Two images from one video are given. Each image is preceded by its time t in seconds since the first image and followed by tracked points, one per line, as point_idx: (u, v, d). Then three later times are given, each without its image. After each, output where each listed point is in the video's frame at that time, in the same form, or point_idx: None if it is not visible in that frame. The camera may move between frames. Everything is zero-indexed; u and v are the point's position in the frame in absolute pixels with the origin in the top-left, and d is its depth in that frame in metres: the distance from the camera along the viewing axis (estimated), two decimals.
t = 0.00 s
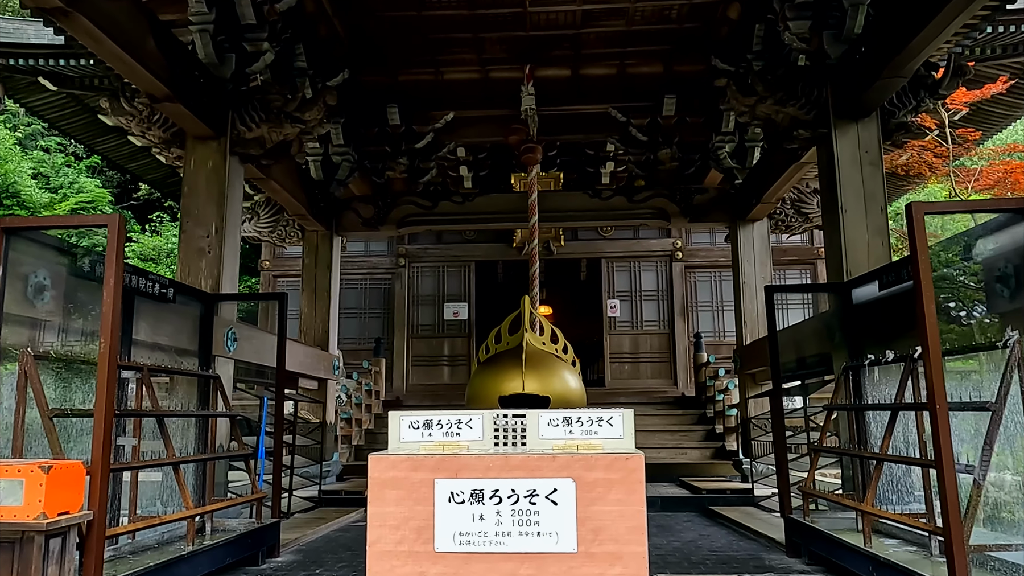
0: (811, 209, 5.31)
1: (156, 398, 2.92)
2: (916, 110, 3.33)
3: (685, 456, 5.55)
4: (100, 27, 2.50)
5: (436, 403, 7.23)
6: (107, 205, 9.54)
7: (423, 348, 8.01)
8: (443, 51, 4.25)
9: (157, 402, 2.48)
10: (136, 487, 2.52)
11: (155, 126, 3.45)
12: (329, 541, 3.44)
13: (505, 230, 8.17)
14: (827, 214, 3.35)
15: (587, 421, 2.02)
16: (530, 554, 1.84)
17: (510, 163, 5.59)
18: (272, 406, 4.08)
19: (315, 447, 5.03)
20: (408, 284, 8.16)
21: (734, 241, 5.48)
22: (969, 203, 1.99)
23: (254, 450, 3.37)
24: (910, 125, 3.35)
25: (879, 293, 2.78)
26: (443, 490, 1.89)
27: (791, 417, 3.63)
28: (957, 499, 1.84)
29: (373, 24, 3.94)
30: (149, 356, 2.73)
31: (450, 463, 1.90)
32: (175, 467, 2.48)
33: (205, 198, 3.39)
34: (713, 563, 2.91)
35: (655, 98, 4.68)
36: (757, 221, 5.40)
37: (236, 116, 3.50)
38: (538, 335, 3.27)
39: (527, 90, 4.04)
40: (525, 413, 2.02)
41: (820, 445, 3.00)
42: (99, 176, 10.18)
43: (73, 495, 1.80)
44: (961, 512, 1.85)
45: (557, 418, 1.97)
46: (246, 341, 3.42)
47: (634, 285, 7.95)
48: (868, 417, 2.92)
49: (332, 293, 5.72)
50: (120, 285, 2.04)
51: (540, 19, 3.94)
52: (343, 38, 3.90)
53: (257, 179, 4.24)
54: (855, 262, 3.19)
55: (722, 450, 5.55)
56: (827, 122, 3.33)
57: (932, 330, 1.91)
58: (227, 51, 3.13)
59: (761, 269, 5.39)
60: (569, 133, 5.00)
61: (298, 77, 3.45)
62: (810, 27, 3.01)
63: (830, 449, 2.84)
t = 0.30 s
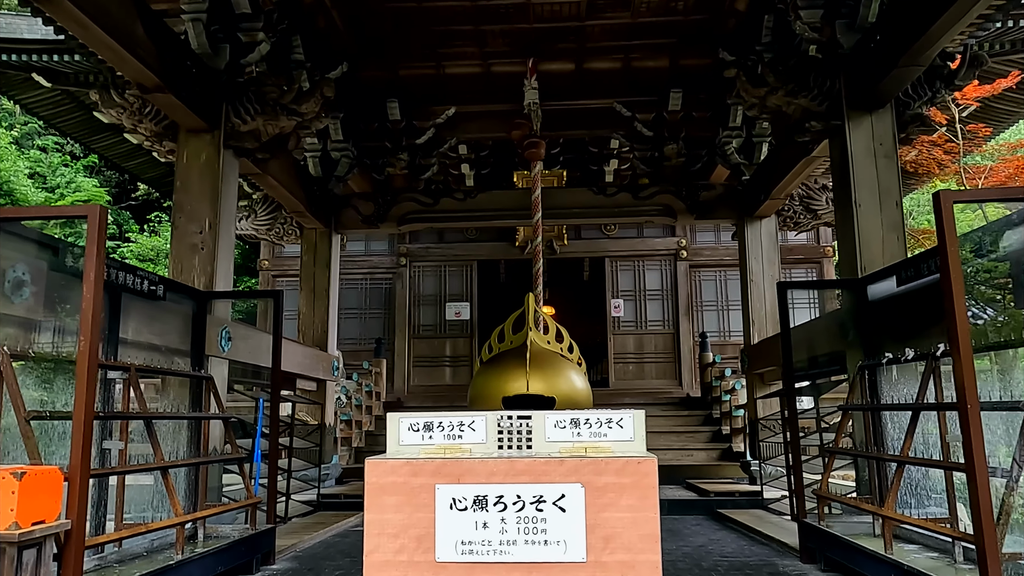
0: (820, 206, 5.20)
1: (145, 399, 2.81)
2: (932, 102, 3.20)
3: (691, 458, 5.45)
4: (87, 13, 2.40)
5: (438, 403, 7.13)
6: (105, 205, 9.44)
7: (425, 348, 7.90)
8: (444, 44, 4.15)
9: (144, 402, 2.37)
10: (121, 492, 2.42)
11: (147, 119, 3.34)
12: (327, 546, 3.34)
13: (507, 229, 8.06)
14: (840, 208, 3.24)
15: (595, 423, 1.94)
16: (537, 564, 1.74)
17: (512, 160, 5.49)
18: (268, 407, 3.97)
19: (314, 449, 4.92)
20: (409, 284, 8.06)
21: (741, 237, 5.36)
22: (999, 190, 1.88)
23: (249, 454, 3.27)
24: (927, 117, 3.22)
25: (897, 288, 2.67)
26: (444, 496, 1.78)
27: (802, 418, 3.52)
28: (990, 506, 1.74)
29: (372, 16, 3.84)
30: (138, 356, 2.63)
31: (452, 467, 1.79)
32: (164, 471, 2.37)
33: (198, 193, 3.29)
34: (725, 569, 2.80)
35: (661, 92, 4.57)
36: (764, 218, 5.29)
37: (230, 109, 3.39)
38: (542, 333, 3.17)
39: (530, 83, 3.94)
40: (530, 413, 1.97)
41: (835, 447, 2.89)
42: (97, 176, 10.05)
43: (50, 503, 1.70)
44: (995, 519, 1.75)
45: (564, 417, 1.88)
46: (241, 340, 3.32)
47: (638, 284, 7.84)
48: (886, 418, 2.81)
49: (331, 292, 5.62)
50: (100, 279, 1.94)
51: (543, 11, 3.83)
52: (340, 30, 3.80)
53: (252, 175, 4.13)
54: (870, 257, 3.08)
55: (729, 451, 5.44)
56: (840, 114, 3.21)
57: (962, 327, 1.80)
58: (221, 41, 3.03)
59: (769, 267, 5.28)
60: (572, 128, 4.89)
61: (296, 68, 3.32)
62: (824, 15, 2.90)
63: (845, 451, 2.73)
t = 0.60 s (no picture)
0: (828, 203, 5.12)
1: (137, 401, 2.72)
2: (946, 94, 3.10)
3: (696, 459, 5.36)
4: None
5: (438, 404, 7.05)
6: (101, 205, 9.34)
7: (425, 349, 7.81)
8: (445, 38, 4.06)
9: (134, 404, 2.27)
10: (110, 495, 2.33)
11: (139, 111, 3.24)
12: (325, 551, 3.24)
13: (508, 228, 7.98)
14: (852, 203, 3.16)
15: (605, 424, 1.91)
16: (546, 572, 1.65)
17: (514, 157, 5.40)
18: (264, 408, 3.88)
19: (312, 451, 4.83)
20: (409, 284, 7.97)
21: (747, 235, 5.28)
22: None
23: (244, 456, 3.17)
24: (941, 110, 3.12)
25: (915, 284, 2.58)
26: (448, 500, 1.69)
27: (811, 419, 3.43)
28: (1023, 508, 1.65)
29: (371, 8, 3.75)
30: (127, 356, 2.53)
31: (456, 470, 1.70)
32: (154, 474, 2.28)
33: (192, 188, 3.20)
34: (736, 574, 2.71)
35: (666, 87, 4.48)
36: (771, 216, 5.19)
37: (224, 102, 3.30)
38: (548, 333, 3.09)
39: (532, 78, 3.84)
40: (537, 415, 1.95)
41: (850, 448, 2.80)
42: (93, 176, 9.95)
43: (30, 509, 1.62)
44: None
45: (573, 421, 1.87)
46: (237, 339, 3.23)
47: (640, 284, 7.75)
48: (902, 418, 2.72)
49: (329, 291, 5.53)
50: (84, 273, 1.86)
51: (546, 4, 3.73)
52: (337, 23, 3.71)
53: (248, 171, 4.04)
54: (884, 252, 2.99)
55: (734, 453, 5.36)
56: (853, 106, 3.12)
57: (994, 324, 1.72)
58: (215, 31, 2.94)
59: (776, 266, 5.18)
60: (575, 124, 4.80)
61: (292, 61, 3.26)
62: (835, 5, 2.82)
63: (860, 453, 2.64)
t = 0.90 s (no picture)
0: (833, 201, 5.05)
1: (129, 400, 2.63)
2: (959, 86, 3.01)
3: (699, 461, 5.28)
4: None
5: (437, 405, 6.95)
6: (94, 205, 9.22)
7: (422, 350, 7.73)
8: (444, 32, 3.98)
9: (125, 402, 2.18)
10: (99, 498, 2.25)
11: (130, 103, 3.14)
12: (321, 556, 3.15)
13: (506, 228, 7.90)
14: (864, 199, 3.09)
15: (617, 423, 1.83)
16: None
17: (513, 154, 5.32)
18: (260, 409, 3.78)
19: (309, 453, 4.72)
20: (407, 284, 7.88)
21: (751, 234, 5.21)
22: None
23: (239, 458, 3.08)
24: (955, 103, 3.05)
25: (932, 280, 2.51)
26: (454, 504, 1.61)
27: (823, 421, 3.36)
28: None
29: None
30: (120, 355, 2.45)
31: (464, 471, 1.62)
32: (145, 476, 2.18)
33: (185, 182, 3.11)
34: None
35: (669, 83, 4.41)
36: (776, 214, 5.14)
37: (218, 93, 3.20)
38: (552, 331, 3.01)
39: (533, 72, 3.76)
40: (546, 414, 1.87)
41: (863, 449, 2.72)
42: (86, 176, 9.82)
43: (13, 513, 1.53)
44: None
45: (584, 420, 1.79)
46: (232, 338, 3.14)
47: (640, 284, 7.68)
48: (918, 418, 2.65)
49: (326, 290, 5.44)
50: (71, 265, 1.77)
51: None
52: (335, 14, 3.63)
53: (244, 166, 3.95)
54: (896, 248, 2.92)
55: (737, 454, 5.28)
56: (864, 99, 3.06)
57: None
58: (210, 21, 2.86)
59: (780, 265, 5.13)
60: (576, 121, 4.73)
61: (288, 53, 3.18)
62: None
63: (876, 454, 2.56)
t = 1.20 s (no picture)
0: (838, 199, 4.99)
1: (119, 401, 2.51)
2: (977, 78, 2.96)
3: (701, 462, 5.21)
4: None
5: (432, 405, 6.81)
6: (82, 201, 9.05)
7: (417, 349, 7.62)
8: (444, 24, 3.87)
9: (115, 405, 2.06)
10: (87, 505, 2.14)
11: (121, 93, 3.00)
12: (319, 562, 3.05)
13: (502, 225, 7.80)
14: (879, 195, 3.04)
15: (637, 428, 1.75)
16: None
17: (512, 150, 5.22)
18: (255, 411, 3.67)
19: (304, 455, 4.60)
20: (401, 282, 7.77)
21: (755, 232, 5.14)
22: None
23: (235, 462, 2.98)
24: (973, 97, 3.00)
25: (954, 279, 2.46)
26: (467, 514, 1.51)
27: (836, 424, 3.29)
28: None
29: None
30: (109, 355, 2.34)
31: (477, 480, 1.52)
32: (137, 482, 2.06)
33: (178, 174, 2.99)
34: None
35: (672, 78, 4.32)
36: (780, 211, 5.08)
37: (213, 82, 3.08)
38: (558, 331, 2.92)
39: (534, 66, 3.63)
40: (562, 418, 1.78)
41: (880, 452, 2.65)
42: (75, 171, 9.64)
43: None
44: None
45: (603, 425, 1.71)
46: (226, 337, 3.03)
47: (638, 283, 7.60)
48: (937, 422, 2.59)
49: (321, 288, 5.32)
50: (58, 259, 1.66)
51: None
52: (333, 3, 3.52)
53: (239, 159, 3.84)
54: (912, 246, 2.87)
55: (739, 456, 5.21)
56: (880, 92, 2.99)
57: None
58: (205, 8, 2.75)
59: (785, 263, 5.05)
60: (578, 115, 4.64)
61: (284, 43, 3.05)
62: None
63: (895, 457, 2.49)
